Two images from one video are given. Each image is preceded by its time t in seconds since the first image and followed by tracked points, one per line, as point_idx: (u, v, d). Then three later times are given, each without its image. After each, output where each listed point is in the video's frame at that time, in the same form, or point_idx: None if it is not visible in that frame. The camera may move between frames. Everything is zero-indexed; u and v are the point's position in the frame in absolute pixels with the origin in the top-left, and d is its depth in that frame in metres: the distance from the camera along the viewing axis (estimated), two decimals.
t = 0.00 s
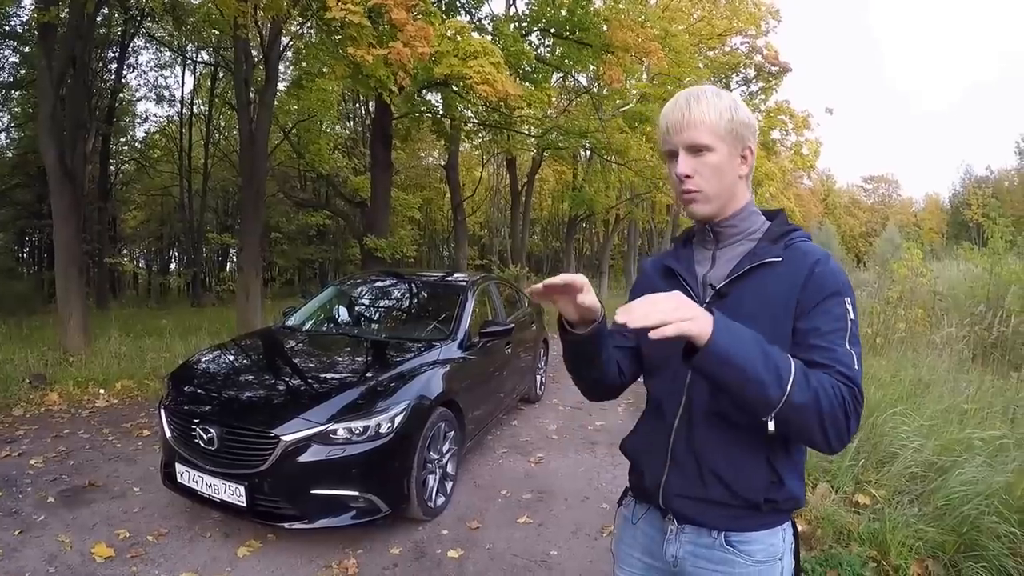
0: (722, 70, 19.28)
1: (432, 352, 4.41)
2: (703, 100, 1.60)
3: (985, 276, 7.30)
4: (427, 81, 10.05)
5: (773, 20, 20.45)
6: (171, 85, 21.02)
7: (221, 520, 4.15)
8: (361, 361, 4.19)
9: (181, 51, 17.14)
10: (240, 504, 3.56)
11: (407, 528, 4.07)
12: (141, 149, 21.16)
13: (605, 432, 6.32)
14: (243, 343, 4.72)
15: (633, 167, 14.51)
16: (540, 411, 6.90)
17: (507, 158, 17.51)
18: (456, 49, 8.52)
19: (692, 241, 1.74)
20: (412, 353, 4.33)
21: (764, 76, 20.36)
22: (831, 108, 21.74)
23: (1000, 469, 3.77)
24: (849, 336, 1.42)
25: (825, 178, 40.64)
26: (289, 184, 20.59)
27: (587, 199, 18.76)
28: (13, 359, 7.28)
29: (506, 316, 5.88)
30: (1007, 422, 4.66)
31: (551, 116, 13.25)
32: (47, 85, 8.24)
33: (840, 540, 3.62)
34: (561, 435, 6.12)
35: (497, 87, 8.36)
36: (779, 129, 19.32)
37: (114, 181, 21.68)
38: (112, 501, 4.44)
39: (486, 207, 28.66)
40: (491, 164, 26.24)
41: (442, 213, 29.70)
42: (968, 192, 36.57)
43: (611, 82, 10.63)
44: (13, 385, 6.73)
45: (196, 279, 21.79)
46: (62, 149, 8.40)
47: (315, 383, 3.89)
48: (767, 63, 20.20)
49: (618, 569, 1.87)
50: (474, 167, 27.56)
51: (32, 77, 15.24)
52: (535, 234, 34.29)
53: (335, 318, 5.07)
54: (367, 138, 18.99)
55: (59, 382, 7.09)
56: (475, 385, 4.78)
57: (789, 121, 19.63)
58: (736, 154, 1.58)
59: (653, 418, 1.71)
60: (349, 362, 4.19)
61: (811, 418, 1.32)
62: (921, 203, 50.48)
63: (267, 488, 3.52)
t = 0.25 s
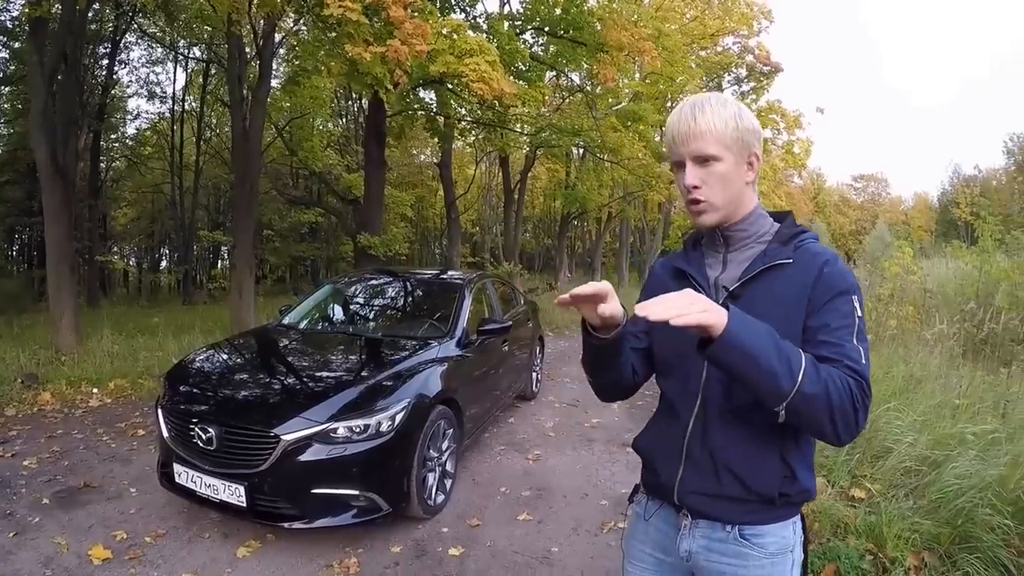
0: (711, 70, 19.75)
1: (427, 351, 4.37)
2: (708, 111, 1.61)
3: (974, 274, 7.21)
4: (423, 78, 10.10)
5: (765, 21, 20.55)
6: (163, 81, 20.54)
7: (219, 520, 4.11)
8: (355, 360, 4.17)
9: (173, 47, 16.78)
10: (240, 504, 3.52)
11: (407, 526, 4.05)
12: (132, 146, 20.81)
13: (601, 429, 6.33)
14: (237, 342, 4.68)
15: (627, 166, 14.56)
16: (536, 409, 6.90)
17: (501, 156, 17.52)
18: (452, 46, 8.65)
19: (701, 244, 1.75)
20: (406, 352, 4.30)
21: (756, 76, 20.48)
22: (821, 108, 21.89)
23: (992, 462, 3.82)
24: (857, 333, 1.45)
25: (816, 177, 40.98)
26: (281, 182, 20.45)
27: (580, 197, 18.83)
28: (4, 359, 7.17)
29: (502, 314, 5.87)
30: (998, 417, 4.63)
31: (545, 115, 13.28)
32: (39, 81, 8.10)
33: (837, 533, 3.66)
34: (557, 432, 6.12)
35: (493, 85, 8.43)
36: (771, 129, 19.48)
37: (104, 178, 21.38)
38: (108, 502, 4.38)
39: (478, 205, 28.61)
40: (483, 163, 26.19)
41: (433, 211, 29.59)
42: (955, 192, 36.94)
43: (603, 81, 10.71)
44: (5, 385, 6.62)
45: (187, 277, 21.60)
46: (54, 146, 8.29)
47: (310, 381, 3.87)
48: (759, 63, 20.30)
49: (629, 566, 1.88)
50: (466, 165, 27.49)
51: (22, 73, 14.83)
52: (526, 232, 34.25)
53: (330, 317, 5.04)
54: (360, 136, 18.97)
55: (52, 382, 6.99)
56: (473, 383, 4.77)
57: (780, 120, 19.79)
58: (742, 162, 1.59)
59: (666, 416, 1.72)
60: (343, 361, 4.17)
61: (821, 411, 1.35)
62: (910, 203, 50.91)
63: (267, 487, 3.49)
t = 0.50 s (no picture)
0: (700, 69, 19.96)
1: (416, 350, 4.31)
2: (717, 113, 1.65)
3: (961, 270, 7.33)
4: (414, 75, 10.13)
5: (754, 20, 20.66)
6: (152, 78, 20.16)
7: (215, 520, 4.06)
8: (343, 358, 4.15)
9: (163, 42, 16.47)
10: (237, 503, 3.49)
11: (405, 524, 4.05)
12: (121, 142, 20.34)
13: (594, 425, 6.36)
14: (226, 341, 4.64)
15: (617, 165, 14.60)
16: (528, 405, 6.91)
17: (490, 152, 17.53)
18: (446, 44, 8.67)
19: (708, 246, 1.80)
20: (395, 350, 4.27)
21: (745, 75, 20.60)
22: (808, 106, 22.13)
23: (982, 454, 3.90)
24: (862, 327, 1.51)
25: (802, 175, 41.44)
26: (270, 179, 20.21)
27: (568, 194, 18.91)
28: None
29: (494, 311, 5.87)
30: (986, 411, 4.69)
31: (537, 113, 13.26)
32: (29, 76, 7.87)
33: (832, 525, 3.71)
34: (550, 428, 6.14)
35: (486, 83, 8.53)
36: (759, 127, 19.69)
37: (93, 175, 20.81)
38: (102, 503, 4.32)
39: (465, 202, 28.53)
40: (472, 160, 26.11)
41: (420, 208, 29.44)
42: (937, 191, 37.44)
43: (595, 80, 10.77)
44: None
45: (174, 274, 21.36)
46: (44, 142, 8.12)
47: (300, 379, 3.85)
48: (748, 62, 20.39)
49: (640, 558, 1.93)
50: (454, 162, 27.38)
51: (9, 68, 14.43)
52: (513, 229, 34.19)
53: (320, 316, 5.00)
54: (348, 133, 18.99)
55: (42, 382, 6.86)
56: (466, 381, 4.76)
57: (768, 118, 20.02)
58: (750, 166, 1.63)
59: (677, 412, 1.77)
60: (333, 359, 4.15)
61: (831, 403, 1.40)
62: (893, 201, 51.54)
63: (266, 487, 3.47)
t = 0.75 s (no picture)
0: (687, 66, 20.09)
1: (402, 348, 4.25)
2: (735, 110, 1.75)
3: (947, 266, 7.16)
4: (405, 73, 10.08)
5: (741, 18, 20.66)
6: (138, 73, 19.82)
7: (210, 519, 4.02)
8: (331, 355, 4.12)
9: (150, 37, 16.12)
10: (233, 502, 3.46)
11: (401, 520, 4.04)
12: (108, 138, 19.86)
13: (584, 420, 6.39)
14: (213, 339, 4.58)
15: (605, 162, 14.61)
16: (518, 401, 6.92)
17: (477, 149, 17.49)
18: (438, 41, 8.69)
19: (714, 242, 1.89)
20: (383, 347, 4.24)
21: (730, 73, 20.73)
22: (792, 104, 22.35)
23: (970, 444, 3.96)
24: (867, 321, 1.60)
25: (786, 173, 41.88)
26: (255, 176, 19.98)
27: (555, 191, 18.97)
28: None
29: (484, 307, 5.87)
30: (973, 403, 4.76)
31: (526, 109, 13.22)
32: (18, 71, 7.71)
33: (824, 516, 3.81)
34: (541, 424, 6.16)
35: (479, 79, 8.55)
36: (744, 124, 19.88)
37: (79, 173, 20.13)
38: (94, 504, 4.25)
39: (451, 199, 28.42)
40: (457, 156, 26.00)
41: (405, 204, 29.25)
42: (916, 189, 38.02)
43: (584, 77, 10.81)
44: None
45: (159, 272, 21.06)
46: (32, 138, 7.94)
47: (290, 377, 3.82)
48: (734, 60, 20.49)
49: (646, 551, 1.95)
50: (440, 159, 27.25)
51: None
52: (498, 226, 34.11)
53: (309, 314, 4.95)
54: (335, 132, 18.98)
55: (30, 381, 6.72)
56: (459, 377, 4.75)
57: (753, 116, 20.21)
58: (761, 162, 1.73)
59: (684, 405, 1.81)
60: (320, 356, 4.12)
61: (842, 393, 1.48)
62: (874, 199, 52.19)
63: (262, 485, 3.44)
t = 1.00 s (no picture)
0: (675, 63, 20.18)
1: (391, 344, 4.23)
2: (747, 104, 1.82)
3: (929, 262, 7.33)
4: (395, 69, 10.04)
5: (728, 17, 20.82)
6: (125, 69, 19.26)
7: (204, 519, 3.98)
8: (320, 352, 4.10)
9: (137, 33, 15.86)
10: (229, 501, 3.44)
11: (396, 517, 4.04)
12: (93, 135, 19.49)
13: (574, 414, 6.42)
14: (202, 337, 4.54)
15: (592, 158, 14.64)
16: (508, 396, 6.94)
17: (464, 145, 17.45)
18: (428, 38, 8.68)
19: (712, 235, 1.92)
20: (372, 344, 4.22)
21: (716, 71, 20.87)
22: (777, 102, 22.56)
23: (957, 437, 4.06)
24: (863, 314, 1.65)
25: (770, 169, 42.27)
26: (241, 173, 19.77)
27: (542, 187, 19.01)
28: None
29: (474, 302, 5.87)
30: (959, 396, 4.85)
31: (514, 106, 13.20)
32: (7, 66, 7.51)
33: (816, 507, 3.84)
34: (531, 419, 6.18)
35: (469, 76, 8.54)
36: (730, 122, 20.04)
37: (65, 170, 19.84)
38: (87, 505, 4.20)
39: (437, 195, 28.31)
40: (444, 153, 25.89)
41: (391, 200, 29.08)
42: (899, 187, 38.61)
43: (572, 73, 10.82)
44: None
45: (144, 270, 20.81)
46: (19, 134, 7.77)
47: (280, 374, 3.80)
48: (720, 57, 20.59)
49: (644, 544, 1.97)
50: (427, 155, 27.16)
51: None
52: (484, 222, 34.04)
53: (298, 312, 4.92)
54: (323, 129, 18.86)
55: (19, 381, 6.61)
56: (451, 372, 4.75)
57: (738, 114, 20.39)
58: (767, 155, 1.79)
59: (680, 395, 1.83)
60: (309, 353, 4.10)
61: (843, 381, 1.53)
62: (857, 195, 52.81)
63: (257, 483, 3.42)
